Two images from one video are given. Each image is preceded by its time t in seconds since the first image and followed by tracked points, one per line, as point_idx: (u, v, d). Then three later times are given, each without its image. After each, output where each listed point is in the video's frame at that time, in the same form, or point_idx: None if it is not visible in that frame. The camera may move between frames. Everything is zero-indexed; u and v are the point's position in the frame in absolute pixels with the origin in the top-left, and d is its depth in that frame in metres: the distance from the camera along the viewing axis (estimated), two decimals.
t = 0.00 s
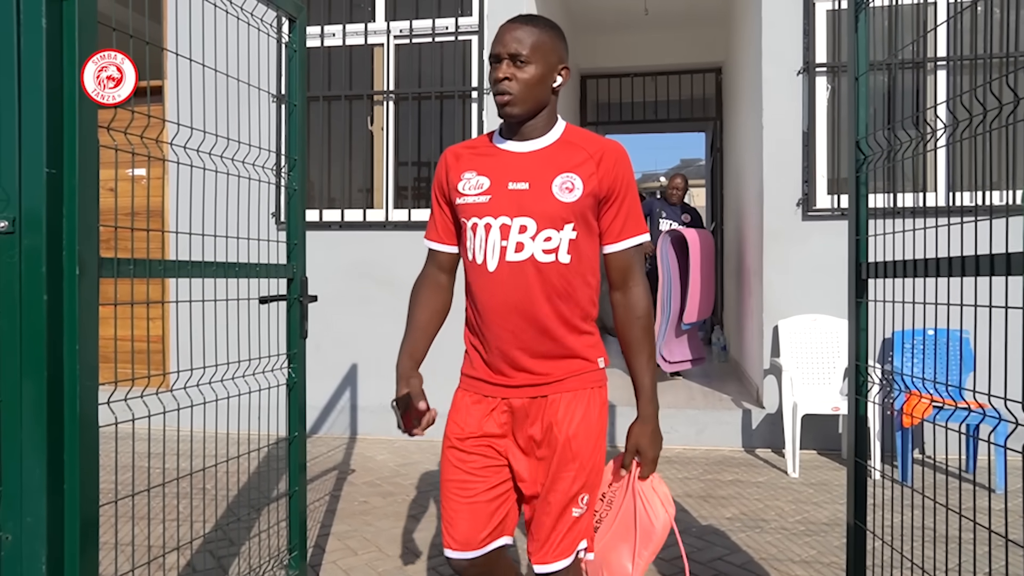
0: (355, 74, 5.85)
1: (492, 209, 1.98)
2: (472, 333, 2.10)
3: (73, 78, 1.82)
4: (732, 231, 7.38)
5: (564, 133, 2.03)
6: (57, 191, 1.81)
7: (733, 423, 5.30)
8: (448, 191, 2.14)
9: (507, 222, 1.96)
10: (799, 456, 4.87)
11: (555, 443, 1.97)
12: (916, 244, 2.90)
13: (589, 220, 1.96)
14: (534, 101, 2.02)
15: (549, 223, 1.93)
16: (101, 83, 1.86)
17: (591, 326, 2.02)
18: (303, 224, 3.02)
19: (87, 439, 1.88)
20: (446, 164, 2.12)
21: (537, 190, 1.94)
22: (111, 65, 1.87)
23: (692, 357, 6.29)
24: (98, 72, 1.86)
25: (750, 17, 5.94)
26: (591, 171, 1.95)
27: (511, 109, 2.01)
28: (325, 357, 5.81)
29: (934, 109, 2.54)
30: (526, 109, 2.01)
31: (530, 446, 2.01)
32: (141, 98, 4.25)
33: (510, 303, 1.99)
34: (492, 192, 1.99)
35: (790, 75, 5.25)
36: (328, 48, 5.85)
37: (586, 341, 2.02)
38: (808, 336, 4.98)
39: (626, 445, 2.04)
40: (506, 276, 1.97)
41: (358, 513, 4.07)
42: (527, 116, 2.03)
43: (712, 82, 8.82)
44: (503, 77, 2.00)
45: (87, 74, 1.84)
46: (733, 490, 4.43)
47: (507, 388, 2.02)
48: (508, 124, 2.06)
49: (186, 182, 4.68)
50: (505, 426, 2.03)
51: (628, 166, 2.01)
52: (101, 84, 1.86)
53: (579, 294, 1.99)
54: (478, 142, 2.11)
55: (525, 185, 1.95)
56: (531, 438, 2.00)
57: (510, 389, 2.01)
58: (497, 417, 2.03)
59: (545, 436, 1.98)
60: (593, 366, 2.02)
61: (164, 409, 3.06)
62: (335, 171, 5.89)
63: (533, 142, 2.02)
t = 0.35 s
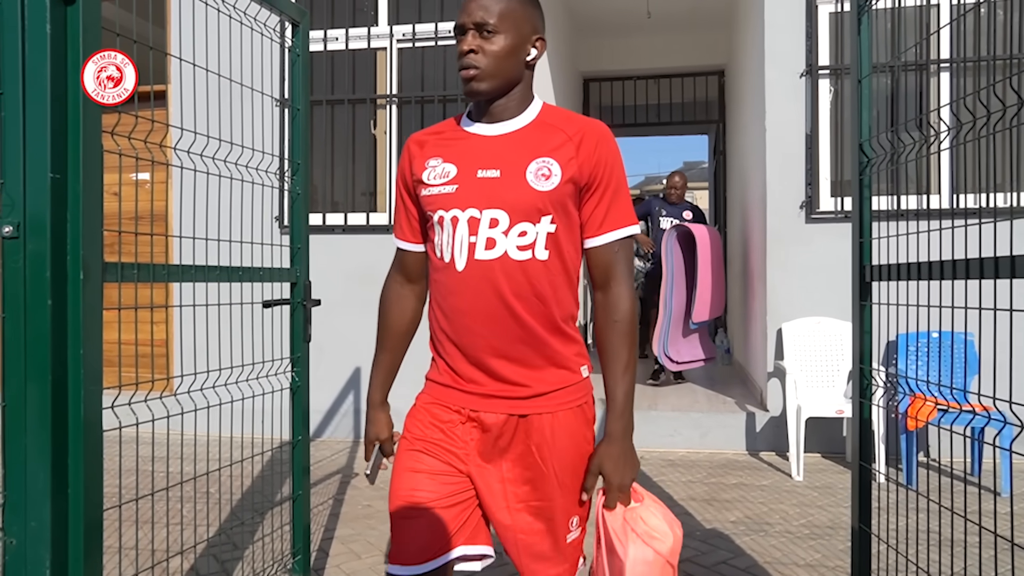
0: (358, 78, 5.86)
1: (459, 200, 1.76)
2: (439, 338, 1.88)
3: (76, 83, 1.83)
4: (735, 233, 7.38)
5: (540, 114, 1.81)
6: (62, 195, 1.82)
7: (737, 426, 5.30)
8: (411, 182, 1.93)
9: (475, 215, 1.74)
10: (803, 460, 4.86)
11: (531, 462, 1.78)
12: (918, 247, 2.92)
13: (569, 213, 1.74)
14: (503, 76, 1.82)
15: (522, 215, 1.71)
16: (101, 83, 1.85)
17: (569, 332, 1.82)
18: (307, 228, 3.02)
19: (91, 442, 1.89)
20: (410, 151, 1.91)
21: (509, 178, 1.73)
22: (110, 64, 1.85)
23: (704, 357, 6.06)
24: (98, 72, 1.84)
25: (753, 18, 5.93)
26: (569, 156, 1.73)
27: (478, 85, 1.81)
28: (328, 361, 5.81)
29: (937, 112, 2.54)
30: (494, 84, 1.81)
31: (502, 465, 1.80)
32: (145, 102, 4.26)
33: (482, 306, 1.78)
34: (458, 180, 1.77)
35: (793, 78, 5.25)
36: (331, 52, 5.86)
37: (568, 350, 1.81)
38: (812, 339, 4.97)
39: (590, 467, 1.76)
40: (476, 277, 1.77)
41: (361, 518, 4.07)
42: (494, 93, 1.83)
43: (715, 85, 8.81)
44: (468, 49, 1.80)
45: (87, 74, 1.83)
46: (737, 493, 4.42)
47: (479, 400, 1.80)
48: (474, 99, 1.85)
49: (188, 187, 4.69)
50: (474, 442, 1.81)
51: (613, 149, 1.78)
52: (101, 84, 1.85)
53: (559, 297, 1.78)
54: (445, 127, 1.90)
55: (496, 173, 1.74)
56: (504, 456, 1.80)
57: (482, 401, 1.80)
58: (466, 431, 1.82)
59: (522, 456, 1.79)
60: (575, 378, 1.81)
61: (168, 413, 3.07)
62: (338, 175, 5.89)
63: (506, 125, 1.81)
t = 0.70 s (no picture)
0: (363, 82, 5.88)
1: (389, 219, 1.50)
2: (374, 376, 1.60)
3: (81, 89, 1.84)
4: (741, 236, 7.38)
5: (482, 115, 1.55)
6: (68, 200, 1.83)
7: (743, 429, 5.28)
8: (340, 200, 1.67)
9: (408, 235, 1.48)
10: (810, 463, 4.85)
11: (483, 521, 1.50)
12: (924, 249, 2.91)
13: (520, 226, 1.48)
14: (441, 70, 1.56)
15: (462, 234, 1.45)
16: (101, 84, 1.84)
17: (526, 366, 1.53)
18: (313, 232, 3.04)
19: (97, 446, 1.89)
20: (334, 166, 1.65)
21: (445, 191, 1.47)
22: (110, 64, 1.84)
23: (717, 360, 6.01)
24: (98, 73, 1.83)
25: (758, 20, 5.93)
26: (517, 162, 1.46)
27: (413, 79, 1.55)
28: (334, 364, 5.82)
29: (943, 114, 2.53)
30: (431, 78, 1.55)
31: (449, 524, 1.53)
32: (151, 106, 4.28)
33: (419, 347, 1.50)
34: (388, 196, 1.51)
35: (798, 80, 5.24)
36: (335, 56, 5.88)
37: (524, 388, 1.53)
38: (818, 342, 4.95)
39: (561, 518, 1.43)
40: (410, 308, 1.49)
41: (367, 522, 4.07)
42: (433, 89, 1.57)
43: (719, 87, 8.80)
44: (401, 37, 1.53)
45: (87, 75, 1.82)
46: (743, 496, 4.40)
47: (422, 449, 1.52)
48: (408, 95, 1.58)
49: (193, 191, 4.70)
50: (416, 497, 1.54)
51: (571, 152, 1.51)
52: (101, 84, 1.84)
53: (512, 326, 1.50)
54: (371, 133, 1.64)
55: (431, 185, 1.48)
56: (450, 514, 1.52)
57: (419, 454, 1.52)
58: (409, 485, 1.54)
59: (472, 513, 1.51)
60: (534, 422, 1.53)
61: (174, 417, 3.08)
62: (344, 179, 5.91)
63: (441, 128, 1.55)
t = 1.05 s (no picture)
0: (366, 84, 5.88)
1: (309, 192, 1.32)
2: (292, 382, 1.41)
3: (83, 92, 1.84)
4: (744, 237, 7.37)
5: (420, 75, 1.36)
6: (71, 204, 1.83)
7: (747, 431, 5.27)
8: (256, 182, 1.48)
9: (330, 210, 1.30)
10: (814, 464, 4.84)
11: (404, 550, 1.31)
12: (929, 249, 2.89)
13: (461, 198, 1.26)
14: (374, 23, 1.38)
15: (390, 206, 1.26)
16: (101, 84, 1.84)
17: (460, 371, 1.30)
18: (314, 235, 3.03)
19: (102, 450, 1.89)
20: (253, 143, 1.47)
21: (374, 159, 1.28)
22: (111, 65, 1.84)
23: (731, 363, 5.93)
24: (98, 73, 1.83)
25: (761, 21, 5.91)
26: (457, 122, 1.27)
27: (345, 38, 1.37)
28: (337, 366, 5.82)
29: (947, 114, 2.52)
30: (366, 35, 1.38)
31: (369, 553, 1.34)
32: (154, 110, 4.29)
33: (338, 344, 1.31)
34: (309, 168, 1.34)
35: (801, 81, 5.23)
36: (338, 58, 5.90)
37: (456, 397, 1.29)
38: (821, 343, 4.94)
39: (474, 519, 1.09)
40: (330, 295, 1.30)
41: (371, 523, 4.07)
42: (368, 48, 1.39)
43: (722, 88, 8.79)
44: None
45: (87, 75, 1.82)
46: (747, 498, 4.39)
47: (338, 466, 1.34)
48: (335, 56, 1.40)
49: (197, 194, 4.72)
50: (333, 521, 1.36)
51: (523, 112, 1.28)
52: (102, 84, 1.84)
53: (446, 318, 1.27)
54: (294, 105, 1.47)
55: (358, 152, 1.30)
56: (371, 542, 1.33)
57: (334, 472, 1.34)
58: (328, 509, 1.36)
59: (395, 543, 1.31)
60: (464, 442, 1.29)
61: (178, 421, 3.08)
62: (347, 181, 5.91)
63: (371, 89, 1.37)
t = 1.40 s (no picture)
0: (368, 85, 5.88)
1: (191, 163, 0.96)
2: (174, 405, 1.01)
3: (85, 95, 1.84)
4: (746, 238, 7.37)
5: (342, 29, 1.00)
6: (73, 206, 1.83)
7: (749, 431, 5.26)
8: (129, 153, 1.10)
9: (215, 184, 0.93)
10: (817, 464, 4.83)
11: None
12: (930, 250, 2.90)
13: (377, 178, 0.90)
14: None
15: (286, 181, 0.90)
16: (101, 84, 1.83)
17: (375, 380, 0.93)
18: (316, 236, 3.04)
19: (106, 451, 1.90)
20: (136, 101, 1.10)
21: (271, 121, 0.92)
22: (111, 65, 1.83)
23: (745, 360, 5.81)
24: (99, 72, 1.82)
25: (762, 20, 5.91)
26: (371, 81, 0.92)
27: None
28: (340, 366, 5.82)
29: (949, 115, 2.51)
30: None
31: None
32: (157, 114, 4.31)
33: (215, 368, 0.94)
34: (195, 133, 0.97)
35: (802, 82, 5.23)
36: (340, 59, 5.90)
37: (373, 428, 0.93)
38: (824, 343, 4.93)
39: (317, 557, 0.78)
40: (211, 297, 0.93)
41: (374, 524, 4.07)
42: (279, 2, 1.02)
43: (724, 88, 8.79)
44: None
45: (87, 75, 1.82)
46: (749, 498, 4.38)
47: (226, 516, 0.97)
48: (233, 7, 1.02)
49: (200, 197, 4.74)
50: None
51: (458, 74, 0.94)
52: (102, 84, 1.83)
53: (353, 323, 0.91)
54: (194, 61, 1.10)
55: (251, 115, 0.94)
56: None
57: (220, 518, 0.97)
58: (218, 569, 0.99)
59: None
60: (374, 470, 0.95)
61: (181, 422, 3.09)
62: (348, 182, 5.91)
63: (280, 43, 1.00)
